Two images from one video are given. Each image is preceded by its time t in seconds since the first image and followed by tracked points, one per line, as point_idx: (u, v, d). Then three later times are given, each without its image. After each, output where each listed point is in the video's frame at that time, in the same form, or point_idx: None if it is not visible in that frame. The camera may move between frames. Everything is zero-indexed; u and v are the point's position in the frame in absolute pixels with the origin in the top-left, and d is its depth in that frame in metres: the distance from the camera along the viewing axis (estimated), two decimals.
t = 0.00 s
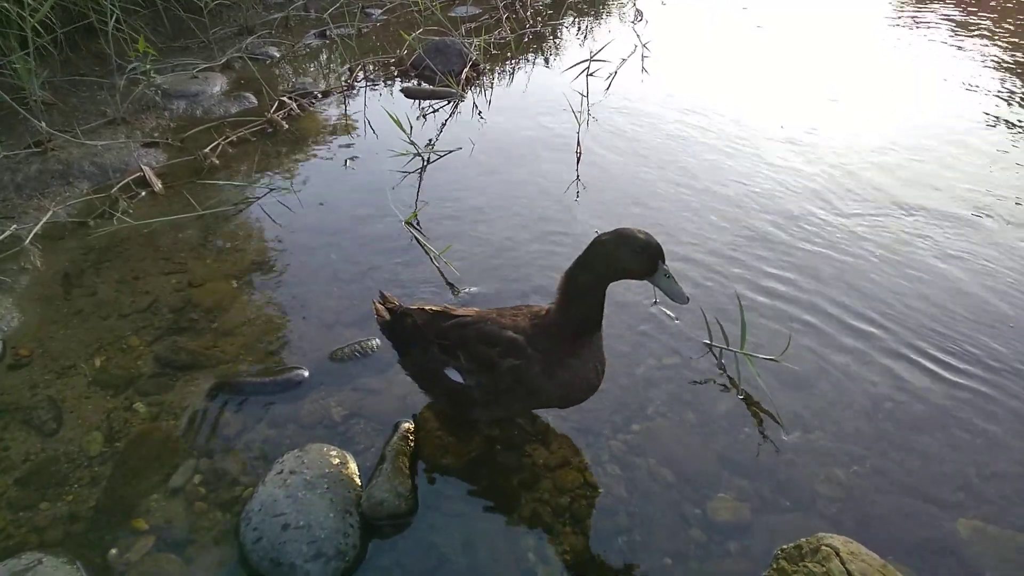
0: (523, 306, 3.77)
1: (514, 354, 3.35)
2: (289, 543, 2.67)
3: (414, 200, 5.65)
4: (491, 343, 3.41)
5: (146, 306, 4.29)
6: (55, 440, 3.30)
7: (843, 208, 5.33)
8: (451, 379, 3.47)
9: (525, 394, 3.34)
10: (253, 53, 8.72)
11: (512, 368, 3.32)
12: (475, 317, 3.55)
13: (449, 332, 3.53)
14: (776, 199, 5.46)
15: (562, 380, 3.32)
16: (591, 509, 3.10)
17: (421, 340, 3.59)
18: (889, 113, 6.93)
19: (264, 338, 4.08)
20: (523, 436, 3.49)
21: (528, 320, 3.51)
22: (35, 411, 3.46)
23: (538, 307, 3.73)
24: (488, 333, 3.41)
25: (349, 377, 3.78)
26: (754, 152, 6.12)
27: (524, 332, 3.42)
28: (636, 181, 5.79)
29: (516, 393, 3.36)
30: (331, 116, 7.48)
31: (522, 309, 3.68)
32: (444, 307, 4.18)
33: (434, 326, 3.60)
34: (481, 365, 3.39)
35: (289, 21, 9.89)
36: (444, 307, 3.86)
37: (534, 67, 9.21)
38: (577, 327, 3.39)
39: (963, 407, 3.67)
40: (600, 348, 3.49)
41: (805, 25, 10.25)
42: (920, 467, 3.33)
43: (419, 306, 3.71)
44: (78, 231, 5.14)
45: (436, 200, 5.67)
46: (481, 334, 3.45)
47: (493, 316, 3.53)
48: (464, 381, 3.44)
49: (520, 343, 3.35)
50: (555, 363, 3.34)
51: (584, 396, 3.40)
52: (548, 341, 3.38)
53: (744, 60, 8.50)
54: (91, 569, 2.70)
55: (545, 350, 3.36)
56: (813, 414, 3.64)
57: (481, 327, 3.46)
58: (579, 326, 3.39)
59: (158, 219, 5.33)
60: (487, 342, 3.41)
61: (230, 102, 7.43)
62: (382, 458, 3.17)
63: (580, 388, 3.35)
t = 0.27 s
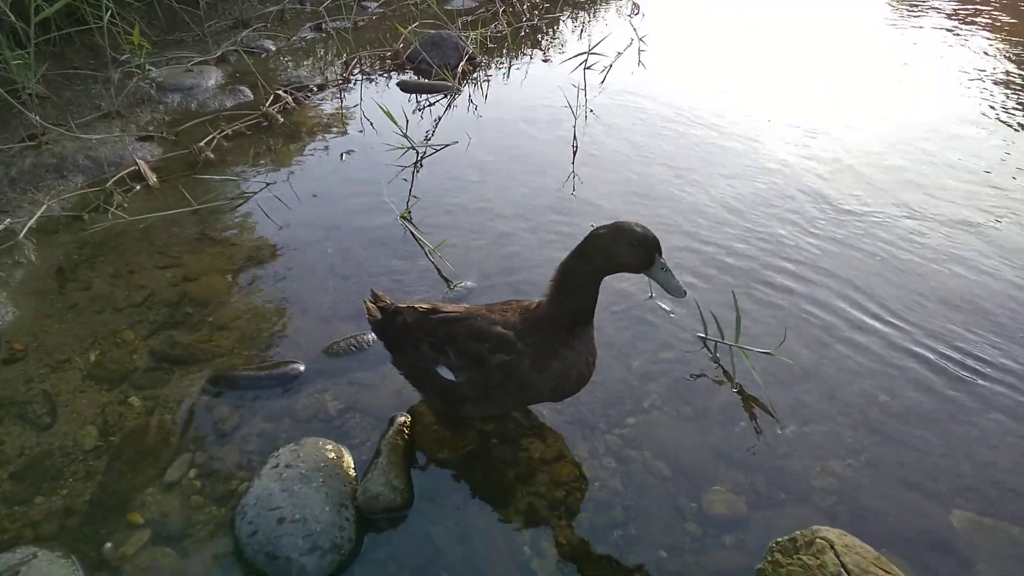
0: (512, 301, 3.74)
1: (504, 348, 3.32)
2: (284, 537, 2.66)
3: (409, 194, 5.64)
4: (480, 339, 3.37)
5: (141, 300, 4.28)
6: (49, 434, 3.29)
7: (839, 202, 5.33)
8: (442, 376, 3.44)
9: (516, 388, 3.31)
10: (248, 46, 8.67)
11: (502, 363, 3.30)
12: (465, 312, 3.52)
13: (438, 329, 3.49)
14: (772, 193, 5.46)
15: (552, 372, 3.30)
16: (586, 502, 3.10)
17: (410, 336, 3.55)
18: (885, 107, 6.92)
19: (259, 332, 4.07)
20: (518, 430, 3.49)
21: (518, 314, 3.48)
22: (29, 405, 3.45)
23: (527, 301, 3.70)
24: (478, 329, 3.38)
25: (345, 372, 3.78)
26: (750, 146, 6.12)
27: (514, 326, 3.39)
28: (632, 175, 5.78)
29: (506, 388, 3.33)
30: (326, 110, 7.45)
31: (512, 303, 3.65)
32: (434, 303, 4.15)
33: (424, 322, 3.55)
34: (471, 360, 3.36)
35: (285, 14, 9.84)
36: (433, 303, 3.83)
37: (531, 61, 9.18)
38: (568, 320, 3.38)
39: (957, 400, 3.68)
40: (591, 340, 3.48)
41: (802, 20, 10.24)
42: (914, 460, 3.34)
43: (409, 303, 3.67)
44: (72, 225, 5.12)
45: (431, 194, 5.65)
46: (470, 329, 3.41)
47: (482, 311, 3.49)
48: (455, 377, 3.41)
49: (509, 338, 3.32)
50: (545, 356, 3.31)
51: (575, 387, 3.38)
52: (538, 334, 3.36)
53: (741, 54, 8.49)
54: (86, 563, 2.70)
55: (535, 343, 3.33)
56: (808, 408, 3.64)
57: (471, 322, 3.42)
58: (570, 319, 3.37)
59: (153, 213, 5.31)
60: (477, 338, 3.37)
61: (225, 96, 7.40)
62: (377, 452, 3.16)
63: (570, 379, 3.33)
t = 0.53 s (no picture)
0: (507, 298, 3.71)
1: (497, 344, 3.29)
2: (280, 532, 2.66)
3: (406, 189, 5.63)
4: (473, 334, 3.34)
5: (137, 295, 4.27)
6: (45, 429, 3.28)
7: (836, 198, 5.34)
8: (436, 372, 3.41)
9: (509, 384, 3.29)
10: (245, 40, 8.63)
11: (495, 359, 3.27)
12: (459, 308, 3.49)
13: (432, 324, 3.46)
14: (770, 188, 5.46)
15: (545, 367, 3.27)
16: (582, 497, 3.11)
17: (404, 331, 3.52)
18: (882, 103, 6.93)
19: (256, 327, 4.07)
20: (514, 425, 3.50)
21: (512, 309, 3.46)
22: (25, 401, 3.44)
23: (523, 296, 3.67)
24: (471, 324, 3.35)
25: (342, 367, 3.78)
26: (748, 141, 6.11)
27: (507, 322, 3.37)
28: (629, 170, 5.78)
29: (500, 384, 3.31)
30: (323, 104, 7.44)
31: (507, 298, 3.62)
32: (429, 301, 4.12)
33: (418, 318, 3.53)
34: (464, 356, 3.33)
35: (282, 8, 9.81)
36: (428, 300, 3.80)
37: (528, 55, 9.16)
38: (562, 315, 3.35)
39: (953, 395, 3.69)
40: (586, 335, 3.46)
41: (800, 14, 10.24)
42: (910, 456, 3.35)
43: (403, 299, 3.65)
44: (68, 219, 5.10)
45: (428, 188, 5.64)
46: (464, 325, 3.38)
47: (477, 307, 3.46)
48: (449, 373, 3.38)
49: (503, 333, 3.29)
50: (538, 352, 3.29)
51: (570, 383, 3.36)
52: (532, 329, 3.34)
53: (739, 49, 8.49)
54: (83, 558, 2.70)
55: (528, 338, 3.31)
56: (804, 403, 3.65)
57: (464, 318, 3.39)
58: (564, 314, 3.35)
59: (149, 207, 5.29)
60: (470, 334, 3.35)
61: (222, 90, 7.38)
62: (373, 447, 3.16)
63: (564, 375, 3.30)
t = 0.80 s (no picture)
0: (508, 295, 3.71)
1: (495, 341, 3.29)
2: (281, 529, 2.66)
3: (407, 186, 5.62)
4: (472, 332, 3.34)
5: (137, 293, 4.27)
6: (46, 427, 3.29)
7: (837, 194, 5.33)
8: (434, 370, 3.41)
9: (507, 382, 3.29)
10: (245, 37, 8.63)
11: (493, 357, 3.27)
12: (458, 306, 3.49)
13: (431, 322, 3.46)
14: (770, 185, 5.45)
15: (543, 365, 3.26)
16: (583, 493, 3.11)
17: (404, 329, 3.53)
18: (882, 99, 6.91)
19: (256, 325, 4.07)
20: (514, 422, 3.50)
21: (511, 307, 3.45)
22: (26, 399, 3.44)
23: (522, 295, 3.67)
24: (469, 322, 3.35)
25: (342, 364, 3.78)
26: (748, 138, 6.10)
27: (506, 320, 3.36)
28: (630, 166, 5.77)
29: (498, 381, 3.30)
30: (323, 101, 7.43)
31: (507, 297, 3.62)
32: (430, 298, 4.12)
33: (417, 316, 3.53)
34: (463, 354, 3.33)
35: (282, 5, 9.80)
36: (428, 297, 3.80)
37: (528, 52, 9.15)
38: (560, 313, 3.34)
39: (954, 391, 3.69)
40: (585, 334, 3.45)
41: (800, 10, 10.22)
42: (911, 452, 3.34)
43: (403, 297, 3.65)
44: (69, 218, 5.11)
45: (428, 186, 5.63)
46: (462, 323, 3.38)
47: (476, 305, 3.46)
48: (447, 371, 3.38)
49: (501, 331, 3.29)
50: (536, 350, 3.28)
51: (568, 381, 3.35)
52: (531, 327, 3.33)
53: (739, 45, 8.47)
54: (84, 555, 2.70)
55: (526, 336, 3.31)
56: (805, 399, 3.65)
57: (462, 316, 3.39)
58: (562, 312, 3.34)
59: (149, 205, 5.29)
60: (469, 331, 3.34)
61: (222, 88, 7.38)
62: (374, 444, 3.17)
63: (562, 373, 3.29)
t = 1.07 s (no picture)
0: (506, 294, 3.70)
1: (494, 341, 3.29)
2: (280, 527, 2.66)
3: (406, 184, 5.61)
4: (471, 332, 3.34)
5: (135, 291, 4.26)
6: (45, 425, 3.28)
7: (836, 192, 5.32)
8: (434, 370, 3.40)
9: (506, 381, 3.29)
10: (243, 35, 8.61)
11: (492, 356, 3.26)
12: (457, 305, 3.48)
13: (430, 322, 3.45)
14: (769, 183, 5.45)
15: (542, 365, 3.27)
16: (582, 492, 3.11)
17: (403, 329, 3.51)
18: (881, 97, 6.91)
19: (255, 323, 4.06)
20: (514, 420, 3.49)
21: (510, 306, 3.45)
22: (24, 397, 3.43)
23: (521, 293, 3.66)
24: (468, 321, 3.34)
25: (341, 362, 3.77)
26: (747, 135, 6.10)
27: (505, 319, 3.36)
28: (629, 164, 5.76)
29: (497, 381, 3.30)
30: (322, 99, 7.42)
31: (506, 295, 3.61)
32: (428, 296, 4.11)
33: (416, 316, 3.52)
34: (462, 354, 3.33)
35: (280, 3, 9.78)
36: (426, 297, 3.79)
37: (527, 50, 9.14)
38: (559, 312, 3.34)
39: (953, 389, 3.69)
40: (585, 332, 3.45)
41: (799, 8, 10.22)
42: (909, 450, 3.35)
43: (402, 296, 3.64)
44: (66, 215, 5.09)
45: (427, 184, 5.62)
46: (461, 322, 3.37)
47: (474, 304, 3.45)
48: (447, 370, 3.37)
49: (499, 331, 3.28)
50: (536, 349, 3.28)
51: (568, 380, 3.35)
52: (530, 326, 3.33)
53: (738, 43, 8.47)
54: (83, 553, 2.70)
55: (525, 335, 3.30)
56: (804, 397, 3.65)
57: (461, 315, 3.39)
58: (562, 311, 3.34)
59: (147, 203, 5.28)
60: (468, 331, 3.34)
61: (220, 85, 7.36)
62: (373, 442, 3.16)
63: (562, 372, 3.29)
